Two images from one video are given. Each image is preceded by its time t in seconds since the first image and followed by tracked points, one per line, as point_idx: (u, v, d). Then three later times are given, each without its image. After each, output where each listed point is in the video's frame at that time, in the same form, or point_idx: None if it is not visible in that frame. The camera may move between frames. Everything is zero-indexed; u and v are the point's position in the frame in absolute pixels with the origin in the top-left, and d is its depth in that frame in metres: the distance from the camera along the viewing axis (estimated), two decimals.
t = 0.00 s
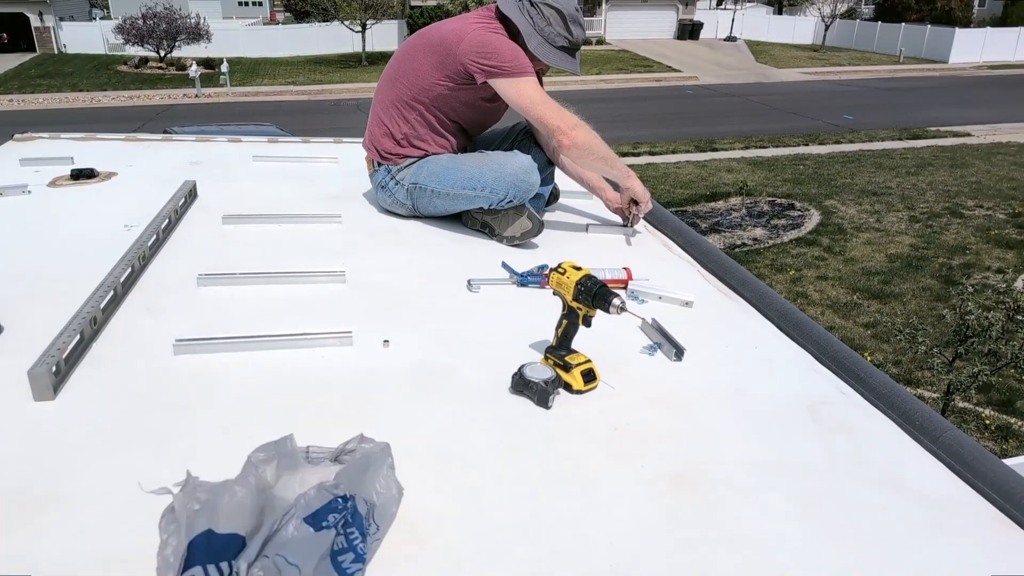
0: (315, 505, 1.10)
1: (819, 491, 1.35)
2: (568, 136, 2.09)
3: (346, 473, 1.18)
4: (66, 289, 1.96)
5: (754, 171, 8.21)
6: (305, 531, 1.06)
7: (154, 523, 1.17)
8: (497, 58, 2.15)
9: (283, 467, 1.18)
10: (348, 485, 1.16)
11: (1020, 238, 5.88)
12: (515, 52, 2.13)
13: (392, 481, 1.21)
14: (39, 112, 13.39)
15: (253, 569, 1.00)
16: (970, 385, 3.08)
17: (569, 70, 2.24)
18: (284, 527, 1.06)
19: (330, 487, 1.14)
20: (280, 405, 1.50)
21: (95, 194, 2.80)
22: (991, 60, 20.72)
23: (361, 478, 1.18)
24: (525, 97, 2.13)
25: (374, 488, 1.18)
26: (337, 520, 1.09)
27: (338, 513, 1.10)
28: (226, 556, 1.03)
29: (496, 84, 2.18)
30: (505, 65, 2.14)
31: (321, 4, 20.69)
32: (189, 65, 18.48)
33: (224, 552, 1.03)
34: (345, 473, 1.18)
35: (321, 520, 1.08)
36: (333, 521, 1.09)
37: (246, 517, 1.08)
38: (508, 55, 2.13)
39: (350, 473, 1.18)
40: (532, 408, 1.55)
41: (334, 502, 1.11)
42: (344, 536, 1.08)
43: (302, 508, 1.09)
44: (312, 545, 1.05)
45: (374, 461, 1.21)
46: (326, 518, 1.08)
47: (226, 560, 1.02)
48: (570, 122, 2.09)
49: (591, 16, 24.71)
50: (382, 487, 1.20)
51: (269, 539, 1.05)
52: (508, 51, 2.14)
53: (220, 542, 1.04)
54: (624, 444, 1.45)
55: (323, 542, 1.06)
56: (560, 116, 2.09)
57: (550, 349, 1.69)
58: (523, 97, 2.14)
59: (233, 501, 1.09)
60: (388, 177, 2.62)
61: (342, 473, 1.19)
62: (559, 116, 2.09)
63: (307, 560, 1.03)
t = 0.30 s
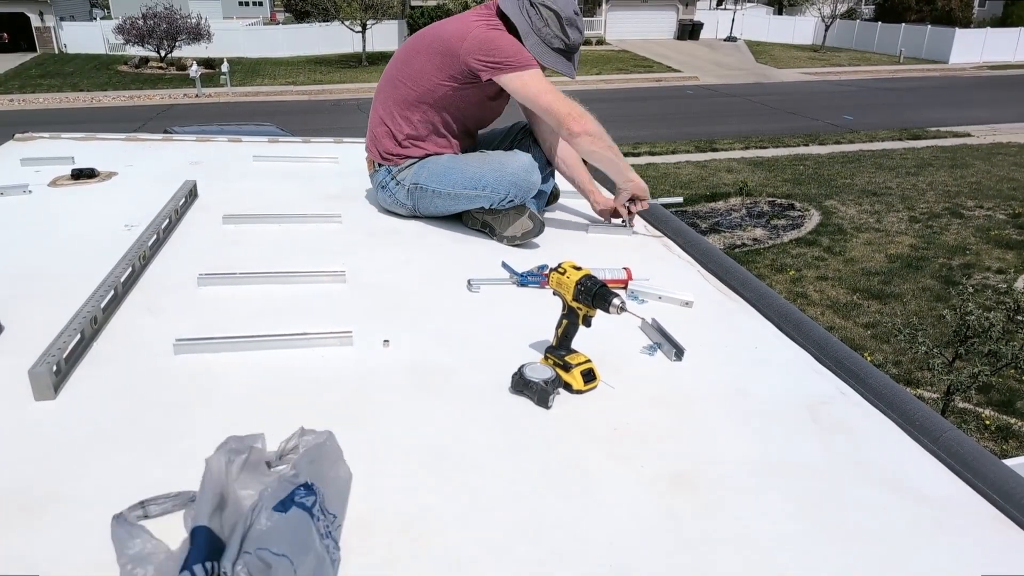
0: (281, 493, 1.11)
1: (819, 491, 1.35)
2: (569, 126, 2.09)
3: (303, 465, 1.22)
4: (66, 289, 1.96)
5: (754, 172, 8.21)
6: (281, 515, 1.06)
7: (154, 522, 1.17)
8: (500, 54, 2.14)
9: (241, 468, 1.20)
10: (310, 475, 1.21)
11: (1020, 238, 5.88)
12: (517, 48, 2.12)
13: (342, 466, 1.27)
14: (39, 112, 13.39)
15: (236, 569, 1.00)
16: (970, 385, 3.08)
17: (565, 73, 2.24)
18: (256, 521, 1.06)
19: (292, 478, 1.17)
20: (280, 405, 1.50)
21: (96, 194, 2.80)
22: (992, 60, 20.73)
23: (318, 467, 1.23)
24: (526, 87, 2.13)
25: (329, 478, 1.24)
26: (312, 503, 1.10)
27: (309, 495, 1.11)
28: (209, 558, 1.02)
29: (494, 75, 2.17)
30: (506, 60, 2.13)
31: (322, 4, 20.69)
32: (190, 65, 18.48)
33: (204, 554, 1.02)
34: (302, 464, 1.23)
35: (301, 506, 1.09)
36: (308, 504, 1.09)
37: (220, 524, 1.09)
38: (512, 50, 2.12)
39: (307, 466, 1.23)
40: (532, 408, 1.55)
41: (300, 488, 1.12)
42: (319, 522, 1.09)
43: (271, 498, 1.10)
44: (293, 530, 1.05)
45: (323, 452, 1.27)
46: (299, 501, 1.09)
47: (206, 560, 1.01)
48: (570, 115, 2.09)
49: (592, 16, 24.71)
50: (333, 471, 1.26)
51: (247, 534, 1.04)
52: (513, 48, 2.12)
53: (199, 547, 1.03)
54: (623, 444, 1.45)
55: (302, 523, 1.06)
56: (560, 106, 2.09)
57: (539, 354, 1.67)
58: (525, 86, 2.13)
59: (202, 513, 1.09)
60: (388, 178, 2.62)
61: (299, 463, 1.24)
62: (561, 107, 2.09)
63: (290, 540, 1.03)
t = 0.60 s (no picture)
0: (296, 489, 1.13)
1: (818, 491, 1.35)
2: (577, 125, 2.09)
3: (319, 461, 1.25)
4: (66, 289, 1.96)
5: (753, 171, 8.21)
6: (294, 510, 1.08)
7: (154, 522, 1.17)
8: (519, 46, 2.15)
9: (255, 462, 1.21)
10: (325, 471, 1.23)
11: (1019, 238, 5.88)
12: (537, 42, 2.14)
13: (360, 454, 1.29)
14: (37, 112, 13.38)
15: (246, 563, 1.00)
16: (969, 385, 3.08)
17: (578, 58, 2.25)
18: (269, 517, 1.07)
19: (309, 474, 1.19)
20: (279, 405, 1.50)
21: (95, 194, 2.80)
22: (991, 60, 20.72)
23: (334, 460, 1.26)
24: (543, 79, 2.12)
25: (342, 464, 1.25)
26: (324, 501, 1.12)
27: (323, 490, 1.14)
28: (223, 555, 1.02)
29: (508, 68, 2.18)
30: (524, 52, 2.14)
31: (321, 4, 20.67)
32: (189, 65, 18.46)
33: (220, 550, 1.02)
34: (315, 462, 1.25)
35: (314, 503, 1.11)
36: (320, 501, 1.12)
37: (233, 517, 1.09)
38: (531, 44, 2.14)
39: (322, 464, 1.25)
40: (531, 408, 1.55)
41: (315, 483, 1.15)
42: (330, 520, 1.11)
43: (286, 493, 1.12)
44: (303, 528, 1.06)
45: (342, 440, 1.29)
46: (313, 498, 1.12)
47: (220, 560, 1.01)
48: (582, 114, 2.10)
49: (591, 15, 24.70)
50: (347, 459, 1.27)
51: (260, 527, 1.05)
52: (531, 41, 2.15)
53: (218, 542, 1.03)
54: (623, 444, 1.45)
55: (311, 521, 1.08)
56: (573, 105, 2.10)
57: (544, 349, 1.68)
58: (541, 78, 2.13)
59: (221, 507, 1.10)
60: (387, 179, 2.62)
61: (315, 459, 1.26)
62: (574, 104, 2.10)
63: (300, 536, 1.05)
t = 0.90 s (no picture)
0: (297, 490, 1.10)
1: (818, 490, 1.35)
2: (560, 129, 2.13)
3: (318, 461, 1.20)
4: (66, 288, 1.96)
5: (754, 171, 8.20)
6: (296, 511, 1.05)
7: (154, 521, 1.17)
8: (504, 49, 2.15)
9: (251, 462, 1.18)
10: (323, 469, 1.20)
11: (1019, 238, 5.88)
12: (520, 43, 2.14)
13: (355, 464, 1.25)
14: (37, 111, 13.37)
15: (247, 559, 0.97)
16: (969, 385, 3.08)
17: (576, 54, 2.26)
18: (270, 516, 1.04)
19: (308, 475, 1.16)
20: (280, 404, 1.50)
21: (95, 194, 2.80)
22: (991, 60, 20.71)
23: (332, 464, 1.23)
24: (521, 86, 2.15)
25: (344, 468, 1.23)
26: (325, 503, 1.10)
27: (323, 493, 1.11)
28: (220, 555, 0.98)
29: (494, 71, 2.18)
30: (508, 55, 2.15)
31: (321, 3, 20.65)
32: (189, 64, 18.48)
33: (216, 550, 0.98)
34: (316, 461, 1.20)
35: (316, 505, 1.08)
36: (321, 504, 1.09)
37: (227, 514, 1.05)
38: (516, 46, 2.14)
39: (322, 463, 1.20)
40: (531, 408, 1.55)
41: (315, 487, 1.12)
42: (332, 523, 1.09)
43: (285, 494, 1.09)
44: (304, 528, 1.04)
45: (339, 445, 1.26)
46: (314, 500, 1.09)
47: (216, 560, 0.97)
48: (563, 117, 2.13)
49: (591, 15, 24.69)
50: (346, 467, 1.23)
51: (260, 527, 1.02)
52: (516, 44, 2.14)
53: (218, 535, 1.00)
54: (623, 443, 1.45)
55: (314, 523, 1.06)
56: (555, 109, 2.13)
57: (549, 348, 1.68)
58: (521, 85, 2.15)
59: (220, 499, 1.08)
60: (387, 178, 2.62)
61: (308, 458, 1.23)
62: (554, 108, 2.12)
63: (304, 538, 1.03)
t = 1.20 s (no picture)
0: (349, 503, 1.13)
1: (818, 491, 1.35)
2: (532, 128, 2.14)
3: (376, 477, 1.22)
4: (66, 289, 1.96)
5: (754, 171, 8.20)
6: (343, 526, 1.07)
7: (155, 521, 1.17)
8: (501, 36, 2.17)
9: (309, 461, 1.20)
10: (378, 486, 1.21)
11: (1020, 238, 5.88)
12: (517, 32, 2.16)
13: (410, 490, 1.27)
14: (37, 111, 13.38)
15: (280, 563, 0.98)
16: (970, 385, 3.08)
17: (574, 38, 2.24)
18: (317, 525, 1.07)
19: (364, 491, 1.17)
20: (280, 405, 1.50)
21: (95, 194, 2.80)
22: (991, 60, 20.71)
23: (389, 482, 1.23)
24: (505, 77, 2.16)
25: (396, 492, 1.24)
26: (372, 527, 1.11)
27: (372, 516, 1.13)
28: (253, 555, 0.99)
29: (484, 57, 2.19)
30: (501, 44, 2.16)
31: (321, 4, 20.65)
32: (189, 64, 18.48)
33: (247, 550, 0.99)
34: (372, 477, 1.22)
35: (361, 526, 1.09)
36: (367, 527, 1.10)
37: (271, 514, 1.06)
38: (512, 35, 2.15)
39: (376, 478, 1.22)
40: (532, 408, 1.55)
41: (365, 506, 1.13)
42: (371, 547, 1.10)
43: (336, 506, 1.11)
44: (345, 546, 1.05)
45: (401, 467, 1.27)
46: (362, 521, 1.10)
47: (248, 557, 0.98)
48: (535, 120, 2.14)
49: (591, 15, 24.70)
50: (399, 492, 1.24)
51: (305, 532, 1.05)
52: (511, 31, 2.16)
53: (255, 534, 1.02)
54: (623, 444, 1.45)
55: (354, 541, 1.07)
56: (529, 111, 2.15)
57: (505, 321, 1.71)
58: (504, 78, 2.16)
59: (272, 496, 1.09)
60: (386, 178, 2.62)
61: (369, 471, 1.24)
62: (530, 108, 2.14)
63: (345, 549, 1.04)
